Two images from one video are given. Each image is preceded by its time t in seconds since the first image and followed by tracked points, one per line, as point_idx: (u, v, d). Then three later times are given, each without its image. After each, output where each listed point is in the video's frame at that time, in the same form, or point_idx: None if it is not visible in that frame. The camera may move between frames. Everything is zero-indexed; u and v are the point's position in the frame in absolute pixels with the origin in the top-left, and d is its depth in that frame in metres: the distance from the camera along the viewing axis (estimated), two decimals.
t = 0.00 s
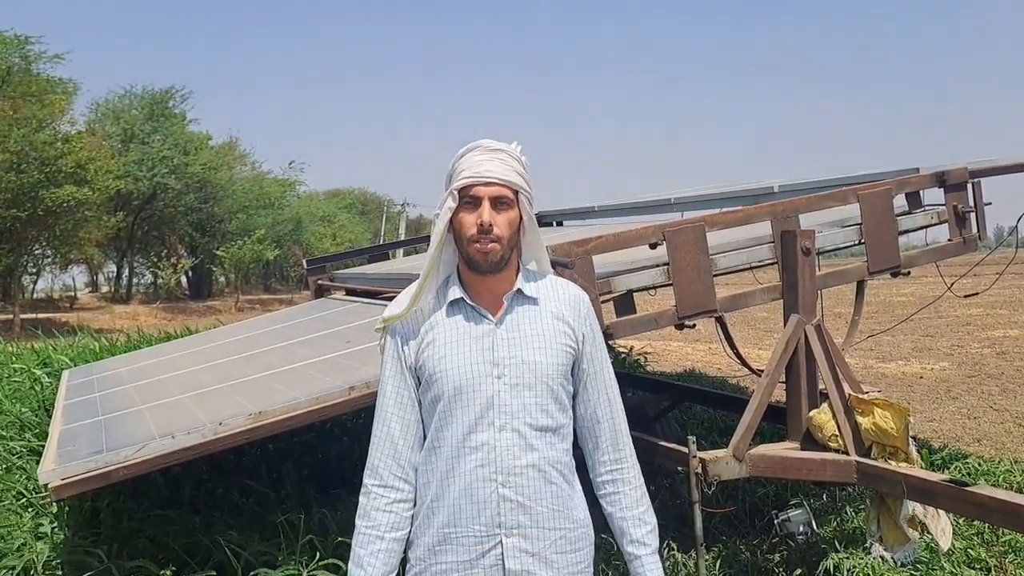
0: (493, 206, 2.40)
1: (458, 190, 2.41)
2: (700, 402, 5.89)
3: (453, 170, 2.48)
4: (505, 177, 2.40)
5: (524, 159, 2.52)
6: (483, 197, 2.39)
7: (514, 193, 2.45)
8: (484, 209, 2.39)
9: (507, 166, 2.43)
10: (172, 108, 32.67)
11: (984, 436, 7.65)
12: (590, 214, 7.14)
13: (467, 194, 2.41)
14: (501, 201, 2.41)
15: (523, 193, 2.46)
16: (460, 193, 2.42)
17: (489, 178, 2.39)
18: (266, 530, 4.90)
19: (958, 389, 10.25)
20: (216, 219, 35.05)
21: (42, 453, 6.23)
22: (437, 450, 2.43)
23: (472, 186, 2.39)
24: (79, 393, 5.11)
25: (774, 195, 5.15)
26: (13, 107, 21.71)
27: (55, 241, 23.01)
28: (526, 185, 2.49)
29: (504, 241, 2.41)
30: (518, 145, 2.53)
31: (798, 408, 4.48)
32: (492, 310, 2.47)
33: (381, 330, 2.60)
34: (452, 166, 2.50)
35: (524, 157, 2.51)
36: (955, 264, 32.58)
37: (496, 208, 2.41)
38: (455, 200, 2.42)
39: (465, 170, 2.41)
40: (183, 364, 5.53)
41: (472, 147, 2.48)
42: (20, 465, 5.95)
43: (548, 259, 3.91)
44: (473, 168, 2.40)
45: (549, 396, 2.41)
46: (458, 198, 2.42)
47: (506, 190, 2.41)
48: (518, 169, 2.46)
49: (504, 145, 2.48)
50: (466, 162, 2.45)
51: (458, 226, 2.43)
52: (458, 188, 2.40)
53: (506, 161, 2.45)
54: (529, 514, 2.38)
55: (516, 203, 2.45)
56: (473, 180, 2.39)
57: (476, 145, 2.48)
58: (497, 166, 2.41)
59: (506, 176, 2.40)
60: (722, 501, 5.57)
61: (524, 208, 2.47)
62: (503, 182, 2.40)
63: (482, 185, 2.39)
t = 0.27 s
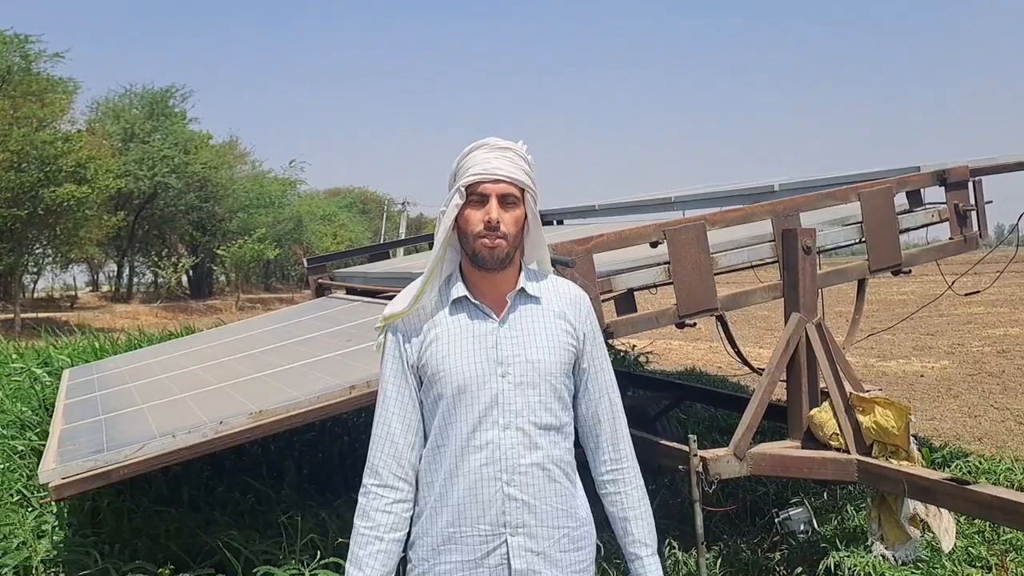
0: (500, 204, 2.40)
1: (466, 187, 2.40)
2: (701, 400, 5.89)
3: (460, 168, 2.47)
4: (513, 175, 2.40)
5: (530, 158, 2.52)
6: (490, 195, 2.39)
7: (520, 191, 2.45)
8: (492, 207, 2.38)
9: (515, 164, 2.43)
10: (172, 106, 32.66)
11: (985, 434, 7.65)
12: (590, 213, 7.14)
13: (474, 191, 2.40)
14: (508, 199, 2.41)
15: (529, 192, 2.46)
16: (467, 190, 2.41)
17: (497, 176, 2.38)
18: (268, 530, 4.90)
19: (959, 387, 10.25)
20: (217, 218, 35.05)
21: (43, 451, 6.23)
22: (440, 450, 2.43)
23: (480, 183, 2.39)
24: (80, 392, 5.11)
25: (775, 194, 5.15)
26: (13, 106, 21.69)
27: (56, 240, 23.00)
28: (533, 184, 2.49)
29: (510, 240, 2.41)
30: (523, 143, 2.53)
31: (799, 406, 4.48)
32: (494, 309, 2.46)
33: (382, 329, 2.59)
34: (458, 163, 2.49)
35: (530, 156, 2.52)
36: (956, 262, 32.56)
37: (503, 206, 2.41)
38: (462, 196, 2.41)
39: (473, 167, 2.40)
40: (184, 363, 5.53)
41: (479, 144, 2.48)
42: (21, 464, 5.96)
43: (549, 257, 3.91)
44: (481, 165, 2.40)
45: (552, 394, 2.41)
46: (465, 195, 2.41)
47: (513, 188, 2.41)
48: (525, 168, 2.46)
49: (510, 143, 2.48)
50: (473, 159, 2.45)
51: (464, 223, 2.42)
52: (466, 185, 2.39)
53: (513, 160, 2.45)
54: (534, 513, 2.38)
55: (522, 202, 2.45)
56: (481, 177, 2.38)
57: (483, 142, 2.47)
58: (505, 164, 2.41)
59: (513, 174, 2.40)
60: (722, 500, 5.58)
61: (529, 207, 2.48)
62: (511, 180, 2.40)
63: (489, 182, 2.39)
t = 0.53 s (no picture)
0: (499, 203, 2.40)
1: (464, 186, 2.40)
2: (701, 399, 5.89)
3: (459, 166, 2.47)
4: (512, 175, 2.40)
5: (529, 157, 2.52)
6: (489, 194, 2.39)
7: (520, 191, 2.44)
8: (491, 206, 2.38)
9: (514, 164, 2.43)
10: (172, 106, 32.65)
11: (985, 433, 7.65)
12: (591, 212, 7.14)
13: (473, 190, 2.40)
14: (507, 199, 2.41)
15: (528, 191, 2.46)
16: (466, 188, 2.41)
17: (497, 175, 2.38)
18: (268, 529, 4.90)
19: (959, 386, 10.25)
20: (217, 218, 35.04)
21: (43, 451, 6.23)
22: (440, 450, 2.43)
23: (479, 182, 2.39)
24: (80, 391, 5.11)
25: (775, 193, 5.14)
26: (12, 105, 21.67)
27: (56, 239, 22.99)
28: (532, 184, 2.49)
29: (509, 239, 2.41)
30: (523, 143, 2.53)
31: (799, 406, 4.48)
32: (492, 309, 2.46)
33: (381, 329, 2.60)
34: (457, 161, 2.49)
35: (529, 156, 2.52)
36: (957, 262, 32.56)
37: (502, 206, 2.41)
38: (460, 195, 2.41)
39: (472, 166, 2.40)
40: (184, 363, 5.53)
41: (479, 143, 2.47)
42: (22, 464, 5.96)
43: (549, 257, 3.91)
44: (481, 164, 2.39)
45: (550, 394, 2.41)
46: (464, 193, 2.41)
47: (512, 187, 2.41)
48: (524, 167, 2.46)
49: (510, 142, 2.48)
50: (472, 158, 2.45)
51: (463, 222, 2.42)
52: (465, 184, 2.39)
53: (512, 159, 2.44)
54: (533, 514, 2.37)
55: (521, 202, 2.45)
56: (480, 176, 2.38)
57: (482, 141, 2.47)
58: (504, 163, 2.41)
59: (513, 173, 2.40)
60: (723, 499, 5.58)
61: (528, 207, 2.47)
62: (510, 179, 2.40)
63: (489, 181, 2.39)
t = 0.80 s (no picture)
0: (495, 203, 2.40)
1: (459, 186, 2.40)
2: (702, 398, 5.89)
3: (454, 166, 2.47)
4: (507, 174, 2.39)
5: (524, 156, 2.51)
6: (484, 194, 2.39)
7: (515, 190, 2.44)
8: (486, 206, 2.38)
9: (509, 163, 2.42)
10: (172, 105, 32.64)
11: (986, 431, 7.64)
12: (591, 211, 7.13)
13: (468, 190, 2.40)
14: (502, 198, 2.40)
15: (524, 190, 2.45)
16: (461, 189, 2.41)
17: (491, 175, 2.38)
18: (268, 529, 4.90)
19: (960, 385, 10.24)
20: (217, 217, 35.05)
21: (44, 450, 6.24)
22: (439, 450, 2.44)
23: (474, 182, 2.38)
24: (80, 390, 5.11)
25: (775, 192, 5.14)
26: (12, 104, 21.65)
27: (56, 238, 23.00)
28: (528, 182, 2.48)
29: (505, 239, 2.41)
30: (518, 142, 2.52)
31: (799, 404, 4.48)
32: (489, 308, 2.46)
33: (382, 330, 2.61)
34: (452, 161, 2.49)
35: (524, 154, 2.51)
36: (957, 260, 32.56)
37: (497, 205, 2.40)
38: (456, 195, 2.41)
39: (467, 166, 2.40)
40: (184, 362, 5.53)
41: (474, 143, 2.47)
42: (23, 463, 5.97)
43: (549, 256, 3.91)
44: (475, 164, 2.39)
45: (548, 393, 2.40)
46: (459, 194, 2.41)
47: (507, 187, 2.41)
48: (519, 166, 2.45)
49: (505, 141, 2.47)
50: (467, 158, 2.44)
51: (459, 222, 2.42)
52: (460, 184, 2.39)
53: (507, 158, 2.44)
54: (530, 513, 2.37)
55: (517, 201, 2.44)
56: (475, 176, 2.38)
57: (477, 141, 2.47)
58: (499, 163, 2.40)
59: (508, 173, 2.39)
60: (723, 498, 5.58)
61: (524, 206, 2.47)
62: (505, 179, 2.39)
63: (484, 182, 2.38)
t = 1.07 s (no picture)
0: (488, 204, 2.39)
1: (452, 188, 2.40)
2: (702, 397, 5.89)
3: (448, 168, 2.47)
4: (499, 175, 2.38)
5: (518, 155, 2.50)
6: (477, 195, 2.38)
7: (509, 190, 2.43)
8: (478, 207, 2.37)
9: (501, 163, 2.41)
10: (172, 104, 32.64)
11: (987, 430, 7.64)
12: (591, 210, 7.13)
13: (461, 192, 2.40)
14: (495, 199, 2.39)
15: (518, 190, 2.44)
16: (454, 190, 2.41)
17: (483, 176, 2.37)
18: (269, 527, 4.90)
19: (960, 383, 10.24)
20: (217, 216, 35.04)
21: (44, 449, 6.24)
22: (437, 448, 2.44)
23: (466, 183, 2.38)
24: (80, 389, 5.11)
25: (776, 190, 5.13)
26: (12, 104, 21.64)
27: (56, 237, 23.01)
28: (522, 181, 2.46)
29: (499, 239, 2.40)
30: (512, 142, 2.51)
31: (800, 402, 4.47)
32: (486, 307, 2.46)
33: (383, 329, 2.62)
34: (446, 163, 2.49)
35: (518, 154, 2.49)
36: (957, 259, 32.55)
37: (490, 206, 2.39)
38: (449, 197, 2.41)
39: (459, 168, 2.40)
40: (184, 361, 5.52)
41: (466, 145, 2.47)
42: (23, 462, 5.97)
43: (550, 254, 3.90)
44: (468, 165, 2.39)
45: (546, 393, 2.39)
46: (452, 196, 2.40)
47: (500, 187, 2.40)
48: (513, 166, 2.44)
49: (498, 142, 2.46)
50: (460, 160, 2.44)
51: (453, 223, 2.42)
52: (452, 186, 2.39)
53: (500, 159, 2.43)
54: (526, 511, 2.36)
55: (511, 201, 2.43)
56: (467, 178, 2.37)
57: (469, 142, 2.46)
58: (491, 163, 2.39)
59: (500, 173, 2.38)
60: (724, 497, 5.58)
61: (519, 206, 2.45)
62: (497, 179, 2.38)
63: (476, 183, 2.38)
